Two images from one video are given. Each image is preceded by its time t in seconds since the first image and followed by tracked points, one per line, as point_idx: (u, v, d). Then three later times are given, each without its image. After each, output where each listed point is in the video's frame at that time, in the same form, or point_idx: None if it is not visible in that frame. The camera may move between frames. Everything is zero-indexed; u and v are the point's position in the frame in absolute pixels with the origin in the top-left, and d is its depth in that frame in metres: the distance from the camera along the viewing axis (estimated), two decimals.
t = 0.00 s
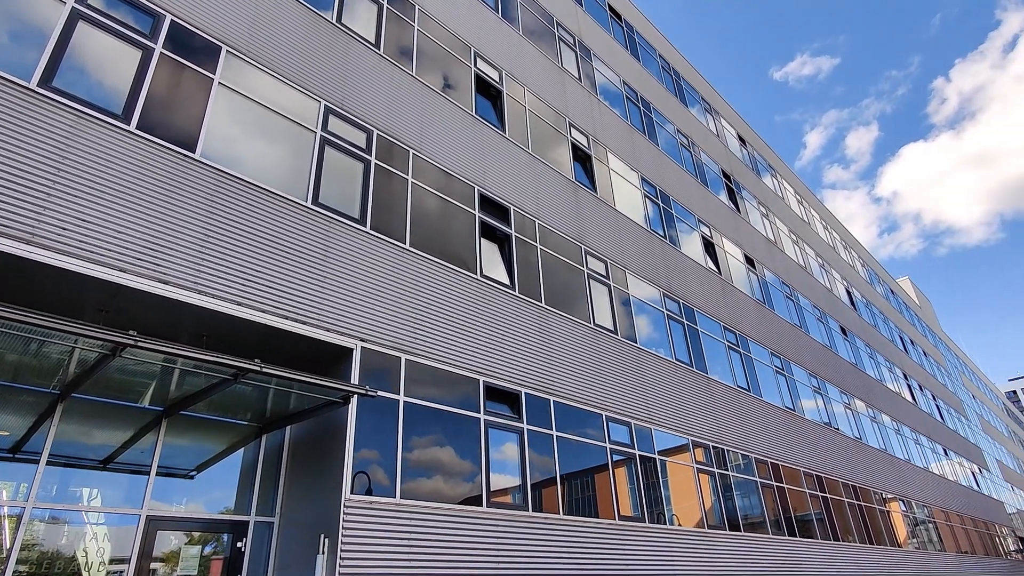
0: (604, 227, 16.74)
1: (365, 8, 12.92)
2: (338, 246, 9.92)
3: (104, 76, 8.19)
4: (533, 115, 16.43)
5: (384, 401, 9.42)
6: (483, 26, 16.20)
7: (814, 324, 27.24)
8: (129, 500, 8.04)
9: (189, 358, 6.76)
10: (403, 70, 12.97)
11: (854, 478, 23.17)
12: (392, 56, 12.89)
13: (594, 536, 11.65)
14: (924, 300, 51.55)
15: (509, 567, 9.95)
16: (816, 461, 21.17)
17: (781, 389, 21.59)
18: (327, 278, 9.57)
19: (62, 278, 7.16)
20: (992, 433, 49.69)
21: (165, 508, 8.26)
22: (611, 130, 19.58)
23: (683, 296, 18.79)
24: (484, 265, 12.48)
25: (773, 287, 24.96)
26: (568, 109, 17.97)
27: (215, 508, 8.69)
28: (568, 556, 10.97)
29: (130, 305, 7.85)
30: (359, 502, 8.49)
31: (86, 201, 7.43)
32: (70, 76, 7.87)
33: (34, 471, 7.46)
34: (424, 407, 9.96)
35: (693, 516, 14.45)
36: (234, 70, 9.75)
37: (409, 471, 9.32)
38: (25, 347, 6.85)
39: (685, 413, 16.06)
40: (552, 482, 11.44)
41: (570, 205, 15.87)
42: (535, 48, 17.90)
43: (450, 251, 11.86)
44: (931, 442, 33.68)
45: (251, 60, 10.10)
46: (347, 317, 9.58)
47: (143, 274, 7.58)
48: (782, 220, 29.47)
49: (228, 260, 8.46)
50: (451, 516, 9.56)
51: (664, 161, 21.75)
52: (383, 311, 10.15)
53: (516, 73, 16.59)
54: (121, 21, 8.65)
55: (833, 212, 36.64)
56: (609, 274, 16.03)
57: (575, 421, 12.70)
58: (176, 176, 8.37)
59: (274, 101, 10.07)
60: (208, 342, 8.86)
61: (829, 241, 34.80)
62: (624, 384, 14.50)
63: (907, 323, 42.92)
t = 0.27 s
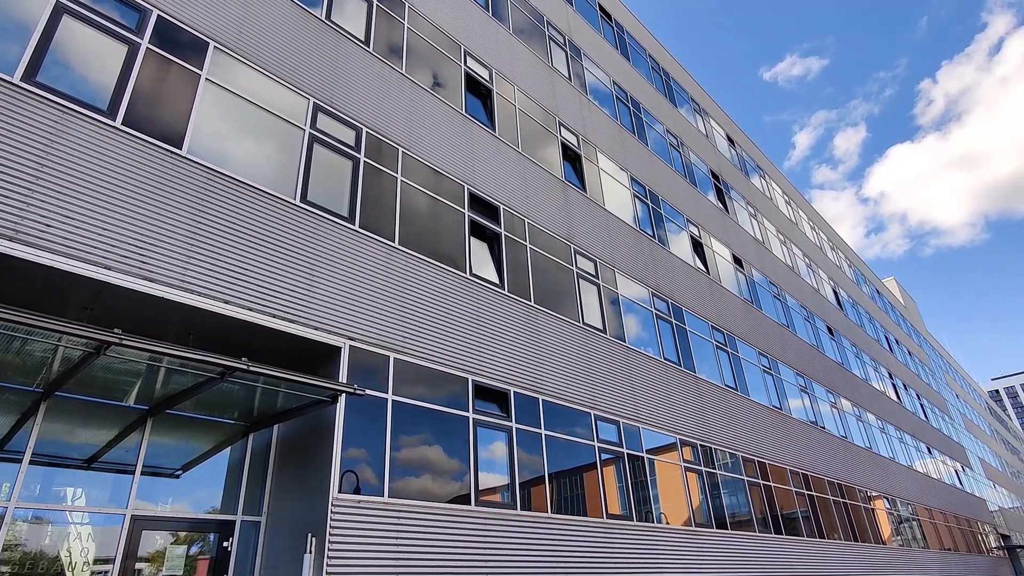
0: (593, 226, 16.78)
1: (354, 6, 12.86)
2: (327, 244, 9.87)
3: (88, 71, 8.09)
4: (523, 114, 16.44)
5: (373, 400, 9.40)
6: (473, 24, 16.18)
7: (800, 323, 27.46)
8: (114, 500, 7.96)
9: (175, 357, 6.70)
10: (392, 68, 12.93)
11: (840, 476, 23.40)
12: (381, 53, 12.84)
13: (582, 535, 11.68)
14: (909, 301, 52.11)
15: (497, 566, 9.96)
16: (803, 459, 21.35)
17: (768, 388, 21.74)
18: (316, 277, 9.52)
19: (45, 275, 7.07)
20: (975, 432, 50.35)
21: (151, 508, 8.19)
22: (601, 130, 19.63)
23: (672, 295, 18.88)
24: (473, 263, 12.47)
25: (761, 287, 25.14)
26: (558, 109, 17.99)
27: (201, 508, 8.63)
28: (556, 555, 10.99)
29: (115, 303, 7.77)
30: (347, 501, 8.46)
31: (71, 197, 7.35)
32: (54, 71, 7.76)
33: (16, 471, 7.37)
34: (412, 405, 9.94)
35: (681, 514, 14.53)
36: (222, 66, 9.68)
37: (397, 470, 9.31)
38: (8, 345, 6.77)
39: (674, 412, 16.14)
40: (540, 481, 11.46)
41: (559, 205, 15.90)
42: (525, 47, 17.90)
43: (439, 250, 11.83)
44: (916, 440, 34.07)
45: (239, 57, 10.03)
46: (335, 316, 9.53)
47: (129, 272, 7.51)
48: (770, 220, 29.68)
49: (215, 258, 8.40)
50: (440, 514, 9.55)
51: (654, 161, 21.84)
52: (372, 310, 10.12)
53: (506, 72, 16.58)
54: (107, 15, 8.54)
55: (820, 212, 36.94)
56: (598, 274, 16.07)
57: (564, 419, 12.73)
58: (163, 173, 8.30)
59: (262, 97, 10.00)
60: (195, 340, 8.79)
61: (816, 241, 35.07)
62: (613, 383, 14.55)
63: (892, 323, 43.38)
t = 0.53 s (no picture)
0: (587, 226, 16.81)
1: (347, 4, 12.83)
2: (319, 243, 9.85)
3: (79, 69, 8.03)
4: (517, 114, 16.44)
5: (366, 399, 9.38)
6: (467, 23, 16.17)
7: (793, 322, 27.59)
8: (105, 500, 7.91)
9: (167, 356, 6.67)
10: (386, 67, 12.91)
11: (831, 475, 23.54)
12: (374, 52, 12.81)
13: (575, 534, 11.71)
14: (900, 300, 52.45)
15: (490, 565, 9.97)
16: (795, 458, 21.46)
17: (760, 387, 21.84)
18: (308, 276, 9.49)
19: (36, 274, 7.03)
20: (965, 430, 50.73)
21: (142, 508, 8.15)
22: (594, 129, 19.66)
23: (665, 295, 18.93)
24: (467, 263, 12.47)
25: (753, 287, 25.25)
26: (551, 108, 18.00)
27: (193, 507, 8.60)
28: (549, 554, 11.02)
29: (106, 302, 7.72)
30: (340, 501, 8.45)
31: (61, 196, 7.31)
32: (44, 69, 7.71)
33: (6, 471, 7.29)
34: (406, 405, 9.93)
35: (673, 513, 14.57)
36: (214, 64, 9.64)
37: (390, 470, 9.30)
38: None
39: (667, 411, 16.19)
40: (533, 480, 11.48)
41: (553, 204, 15.92)
42: (519, 46, 17.90)
43: (433, 249, 11.82)
44: (906, 439, 34.30)
45: (232, 55, 9.98)
46: (328, 315, 9.51)
47: (121, 271, 7.47)
48: (762, 220, 29.81)
49: (207, 257, 8.37)
50: (433, 514, 9.56)
51: (647, 161, 21.90)
52: (365, 309, 10.10)
53: (500, 71, 16.57)
54: (97, 13, 8.48)
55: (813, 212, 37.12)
56: (591, 273, 16.10)
57: (557, 419, 12.75)
58: (154, 172, 8.26)
59: (255, 96, 9.96)
60: (186, 339, 8.75)
61: (809, 241, 35.24)
62: (606, 382, 14.57)
63: (884, 322, 43.64)
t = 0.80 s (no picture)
0: (581, 225, 16.83)
1: (343, 3, 12.80)
2: (314, 242, 9.83)
3: (72, 66, 7.99)
4: (512, 113, 16.45)
5: (360, 399, 9.37)
6: (462, 22, 16.16)
7: (787, 322, 27.70)
8: (97, 500, 7.88)
9: (160, 356, 6.64)
10: (381, 65, 12.89)
11: (824, 474, 23.64)
12: (369, 50, 12.79)
13: (570, 533, 11.73)
14: (894, 300, 52.69)
15: (484, 564, 9.98)
16: (788, 458, 21.55)
17: (754, 386, 21.92)
18: (302, 275, 9.48)
19: (28, 273, 6.99)
20: (957, 429, 51.05)
21: (135, 507, 8.12)
22: (590, 129, 19.68)
23: (659, 294, 18.98)
24: (462, 262, 12.47)
25: (747, 286, 25.33)
26: (547, 108, 18.02)
27: (187, 507, 8.56)
28: (544, 553, 11.04)
29: (99, 301, 7.69)
30: (334, 500, 8.45)
31: (53, 194, 7.27)
32: (36, 66, 7.67)
33: None
34: (400, 404, 9.93)
35: (668, 512, 14.61)
36: (208, 62, 9.61)
37: (384, 469, 9.30)
38: None
39: (661, 410, 16.23)
40: (528, 479, 11.50)
41: (548, 204, 15.93)
42: (515, 45, 17.89)
43: (428, 249, 11.82)
44: (899, 438, 34.50)
45: (226, 53, 9.95)
46: (322, 314, 9.49)
47: (113, 269, 7.44)
48: (757, 220, 29.91)
49: (201, 255, 8.34)
50: (427, 513, 9.56)
51: (642, 160, 21.94)
52: (360, 308, 10.09)
53: (495, 71, 16.57)
54: (91, 10, 8.44)
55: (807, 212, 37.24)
56: (586, 273, 16.11)
57: (552, 418, 12.76)
58: (148, 170, 8.22)
59: (249, 94, 9.93)
60: (180, 338, 8.72)
61: (803, 241, 35.39)
62: (600, 382, 14.59)
63: (877, 322, 43.87)
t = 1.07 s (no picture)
0: (575, 226, 16.84)
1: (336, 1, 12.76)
2: (306, 240, 9.80)
3: (62, 62, 7.93)
4: (506, 113, 16.44)
5: (352, 398, 9.34)
6: (457, 22, 16.14)
7: (779, 324, 27.82)
8: (86, 499, 7.82)
9: (150, 354, 6.60)
10: (375, 64, 12.86)
11: (815, 474, 23.76)
12: (363, 49, 12.76)
13: (561, 533, 11.74)
14: (885, 302, 52.99)
15: (475, 564, 9.97)
16: (779, 458, 21.64)
17: (746, 387, 22.00)
18: (294, 273, 9.44)
19: (16, 270, 6.93)
20: (946, 430, 51.41)
21: (125, 507, 8.07)
22: (584, 129, 19.70)
23: (652, 295, 19.02)
24: (455, 261, 12.45)
25: (740, 287, 25.43)
26: (541, 108, 18.03)
27: (177, 506, 8.52)
28: (535, 553, 11.04)
29: (89, 298, 7.63)
30: (325, 499, 8.41)
31: (43, 191, 7.21)
32: (26, 62, 7.60)
33: None
34: (392, 404, 9.90)
35: (659, 513, 14.64)
36: (201, 59, 9.55)
37: (376, 469, 9.27)
38: None
39: (653, 410, 16.27)
40: (520, 479, 11.49)
41: (541, 204, 15.94)
42: (509, 45, 17.89)
43: (421, 248, 11.79)
44: (889, 439, 34.71)
45: (219, 50, 9.90)
46: (314, 313, 9.45)
47: (103, 267, 7.38)
48: (750, 221, 30.03)
49: (192, 253, 8.29)
50: (419, 513, 9.53)
51: (636, 161, 21.98)
52: (352, 307, 10.06)
53: (490, 70, 16.56)
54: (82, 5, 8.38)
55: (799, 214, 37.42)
56: (579, 273, 16.13)
57: (544, 418, 12.76)
58: (139, 167, 8.17)
59: (242, 91, 9.88)
60: (171, 337, 8.67)
61: (795, 242, 35.55)
62: (593, 382, 14.61)
63: (868, 324, 44.13)
